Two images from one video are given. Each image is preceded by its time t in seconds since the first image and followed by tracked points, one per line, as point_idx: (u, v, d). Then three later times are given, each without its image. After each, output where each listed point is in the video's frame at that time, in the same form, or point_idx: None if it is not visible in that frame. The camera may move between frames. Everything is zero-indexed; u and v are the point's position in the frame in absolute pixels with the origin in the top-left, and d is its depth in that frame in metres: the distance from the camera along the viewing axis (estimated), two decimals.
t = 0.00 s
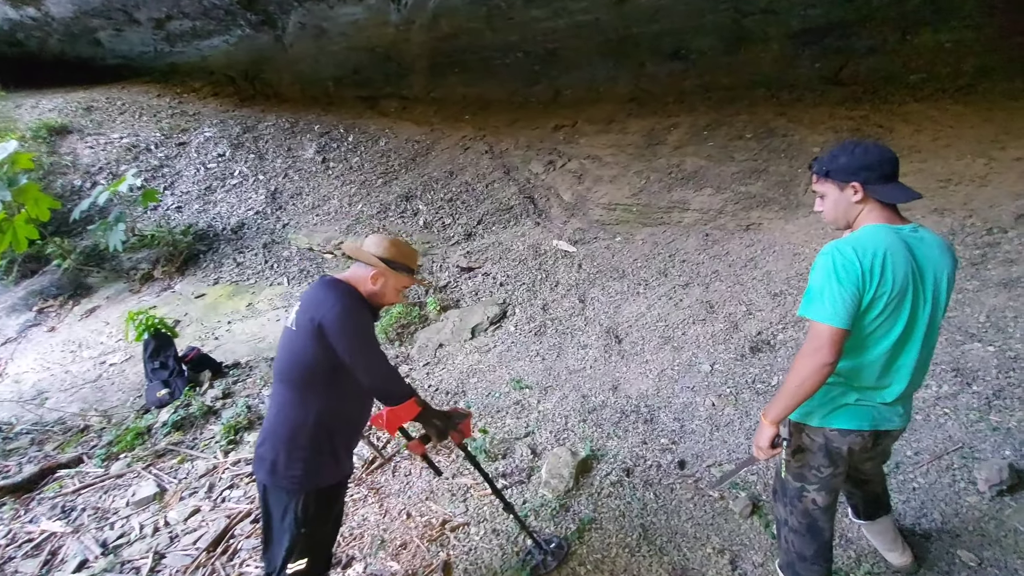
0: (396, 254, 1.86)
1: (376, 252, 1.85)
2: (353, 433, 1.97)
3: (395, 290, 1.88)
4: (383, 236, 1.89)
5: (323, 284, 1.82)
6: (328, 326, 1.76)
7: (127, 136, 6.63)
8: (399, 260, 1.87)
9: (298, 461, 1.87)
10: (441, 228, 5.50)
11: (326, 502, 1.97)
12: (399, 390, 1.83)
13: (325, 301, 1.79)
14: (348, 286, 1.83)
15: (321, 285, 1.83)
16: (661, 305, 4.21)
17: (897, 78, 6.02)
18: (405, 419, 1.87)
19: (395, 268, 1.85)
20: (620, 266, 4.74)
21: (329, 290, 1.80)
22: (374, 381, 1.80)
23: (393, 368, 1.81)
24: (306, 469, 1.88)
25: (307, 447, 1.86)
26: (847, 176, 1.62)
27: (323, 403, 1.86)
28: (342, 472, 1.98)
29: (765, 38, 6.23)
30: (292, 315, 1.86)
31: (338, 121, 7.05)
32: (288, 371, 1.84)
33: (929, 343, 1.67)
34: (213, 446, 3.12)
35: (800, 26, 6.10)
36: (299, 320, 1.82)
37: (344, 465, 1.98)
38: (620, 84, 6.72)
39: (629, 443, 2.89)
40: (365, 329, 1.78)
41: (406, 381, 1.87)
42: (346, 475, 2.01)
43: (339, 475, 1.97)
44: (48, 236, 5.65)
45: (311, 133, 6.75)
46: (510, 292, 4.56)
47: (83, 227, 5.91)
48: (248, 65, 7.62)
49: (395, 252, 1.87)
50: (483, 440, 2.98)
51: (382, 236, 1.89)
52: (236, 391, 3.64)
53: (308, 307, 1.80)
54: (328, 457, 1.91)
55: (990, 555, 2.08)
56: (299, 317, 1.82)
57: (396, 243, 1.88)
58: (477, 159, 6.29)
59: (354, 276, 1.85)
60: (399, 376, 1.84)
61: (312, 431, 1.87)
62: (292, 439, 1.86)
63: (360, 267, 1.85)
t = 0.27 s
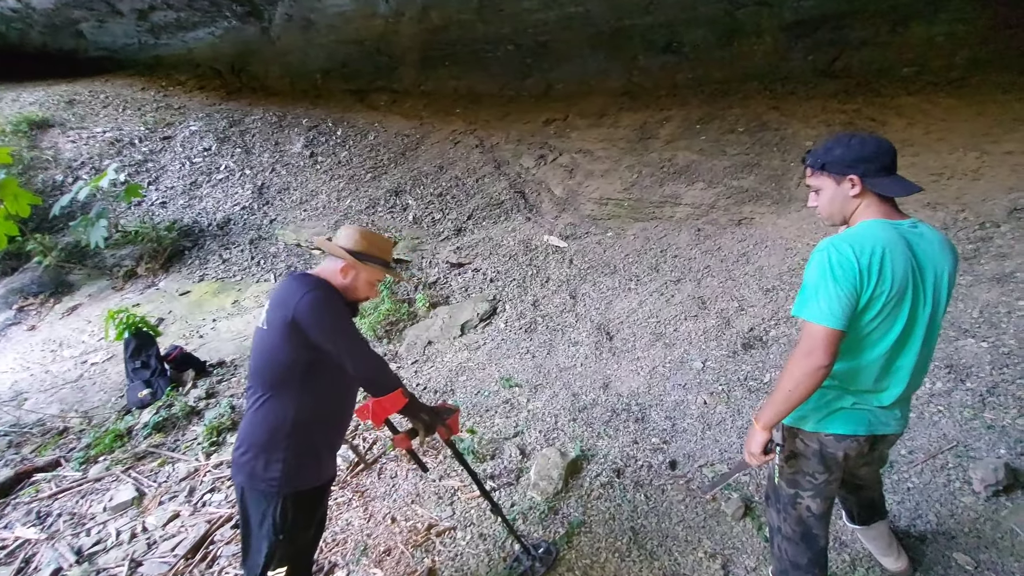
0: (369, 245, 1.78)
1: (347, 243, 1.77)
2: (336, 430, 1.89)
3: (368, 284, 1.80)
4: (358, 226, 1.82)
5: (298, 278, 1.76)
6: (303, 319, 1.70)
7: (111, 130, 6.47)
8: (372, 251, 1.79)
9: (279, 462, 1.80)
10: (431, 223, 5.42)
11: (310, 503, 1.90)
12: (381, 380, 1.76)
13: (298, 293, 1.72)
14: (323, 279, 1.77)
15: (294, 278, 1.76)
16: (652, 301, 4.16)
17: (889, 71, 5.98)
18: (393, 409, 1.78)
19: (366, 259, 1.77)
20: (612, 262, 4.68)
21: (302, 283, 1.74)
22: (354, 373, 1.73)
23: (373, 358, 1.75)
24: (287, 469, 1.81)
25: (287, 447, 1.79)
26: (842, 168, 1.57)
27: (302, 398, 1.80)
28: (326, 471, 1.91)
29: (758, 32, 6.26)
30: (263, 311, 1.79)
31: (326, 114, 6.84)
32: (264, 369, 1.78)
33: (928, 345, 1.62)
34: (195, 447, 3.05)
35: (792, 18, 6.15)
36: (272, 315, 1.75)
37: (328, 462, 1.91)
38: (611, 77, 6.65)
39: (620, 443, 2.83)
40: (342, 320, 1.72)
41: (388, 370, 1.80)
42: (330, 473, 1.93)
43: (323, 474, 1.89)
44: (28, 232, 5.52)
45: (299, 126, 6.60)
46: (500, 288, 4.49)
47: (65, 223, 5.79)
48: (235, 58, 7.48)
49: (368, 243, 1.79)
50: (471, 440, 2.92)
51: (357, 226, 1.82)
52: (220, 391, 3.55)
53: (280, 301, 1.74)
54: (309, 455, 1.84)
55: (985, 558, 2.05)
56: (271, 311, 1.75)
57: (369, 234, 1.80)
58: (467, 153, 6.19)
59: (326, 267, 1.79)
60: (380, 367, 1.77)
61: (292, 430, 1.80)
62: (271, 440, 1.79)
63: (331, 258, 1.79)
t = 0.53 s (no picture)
0: (351, 244, 1.74)
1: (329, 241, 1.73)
2: (319, 433, 1.86)
3: (350, 284, 1.77)
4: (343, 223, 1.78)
5: (279, 280, 1.73)
6: (281, 321, 1.67)
7: (96, 128, 6.39)
8: (355, 250, 1.74)
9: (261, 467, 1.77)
10: (422, 223, 5.39)
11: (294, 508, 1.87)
12: (364, 382, 1.72)
13: (276, 295, 1.70)
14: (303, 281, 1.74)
15: (274, 280, 1.73)
16: (644, 300, 4.15)
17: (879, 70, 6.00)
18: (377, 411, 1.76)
19: (347, 258, 1.73)
20: (603, 261, 4.67)
21: (281, 285, 1.71)
22: (334, 376, 1.69)
23: (355, 360, 1.71)
24: (269, 474, 1.78)
25: (268, 452, 1.76)
26: (831, 169, 1.55)
27: (283, 403, 1.77)
28: (310, 475, 1.88)
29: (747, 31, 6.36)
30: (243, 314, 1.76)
31: (317, 113, 6.76)
32: (244, 372, 1.75)
33: (918, 346, 1.61)
34: (180, 451, 3.06)
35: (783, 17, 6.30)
36: (251, 318, 1.72)
37: (313, 466, 1.88)
38: (603, 75, 6.63)
39: (610, 444, 2.82)
40: (321, 322, 1.68)
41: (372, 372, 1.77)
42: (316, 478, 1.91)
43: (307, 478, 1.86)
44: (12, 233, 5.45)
45: (289, 125, 6.54)
46: (491, 288, 4.47)
47: (51, 223, 5.72)
48: (224, 56, 7.41)
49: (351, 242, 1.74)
50: (461, 443, 2.89)
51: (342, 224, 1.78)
52: (207, 394, 3.52)
53: (260, 304, 1.71)
54: (293, 460, 1.81)
55: (975, 559, 2.04)
56: (251, 315, 1.73)
57: (351, 232, 1.75)
58: (459, 151, 6.16)
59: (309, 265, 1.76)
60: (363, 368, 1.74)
61: (273, 434, 1.77)
62: (253, 444, 1.77)
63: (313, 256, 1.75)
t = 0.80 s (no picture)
0: (347, 249, 1.75)
1: (325, 245, 1.75)
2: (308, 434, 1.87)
3: (344, 291, 1.78)
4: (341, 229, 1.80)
5: (269, 282, 1.73)
6: (271, 323, 1.67)
7: (86, 128, 6.35)
8: (350, 256, 1.76)
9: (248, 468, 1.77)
10: (414, 223, 5.39)
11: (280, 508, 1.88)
12: (353, 385, 1.73)
13: (267, 296, 1.69)
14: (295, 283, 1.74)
15: (264, 283, 1.73)
16: (635, 300, 4.16)
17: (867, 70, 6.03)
18: (369, 416, 1.79)
19: (342, 263, 1.74)
20: (595, 261, 4.68)
21: (271, 287, 1.70)
22: (323, 379, 1.69)
23: (344, 363, 1.71)
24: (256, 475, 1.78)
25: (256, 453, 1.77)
26: (812, 171, 1.56)
27: (272, 404, 1.77)
28: (297, 476, 1.88)
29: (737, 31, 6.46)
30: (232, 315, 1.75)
31: (310, 111, 6.77)
32: (233, 373, 1.75)
33: (899, 344, 1.63)
34: (170, 453, 3.07)
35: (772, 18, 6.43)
36: (241, 319, 1.72)
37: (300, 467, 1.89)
38: (595, 75, 6.64)
39: (601, 443, 2.83)
40: (311, 324, 1.68)
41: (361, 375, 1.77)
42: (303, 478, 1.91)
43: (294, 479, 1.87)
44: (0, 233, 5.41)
45: (280, 125, 6.51)
46: (483, 288, 4.47)
47: (39, 223, 5.68)
48: (216, 55, 7.38)
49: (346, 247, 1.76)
50: (452, 443, 2.90)
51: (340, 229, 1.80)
52: (197, 395, 3.52)
53: (250, 305, 1.71)
54: (280, 460, 1.81)
55: (959, 555, 2.06)
56: (240, 316, 1.72)
57: (349, 238, 1.77)
58: (451, 151, 6.15)
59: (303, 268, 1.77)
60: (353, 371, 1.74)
61: (261, 435, 1.77)
62: (240, 445, 1.77)
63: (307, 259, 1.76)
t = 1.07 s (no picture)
0: (341, 246, 1.74)
1: (318, 242, 1.74)
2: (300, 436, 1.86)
3: (338, 288, 1.76)
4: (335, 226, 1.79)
5: (263, 283, 1.72)
6: (266, 325, 1.66)
7: (77, 126, 6.31)
8: (344, 253, 1.74)
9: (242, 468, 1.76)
10: (409, 222, 5.38)
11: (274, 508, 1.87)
12: (347, 387, 1.72)
13: (261, 299, 1.69)
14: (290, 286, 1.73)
15: (259, 284, 1.72)
16: (630, 298, 4.17)
17: (861, 69, 6.04)
18: (359, 416, 1.79)
19: (335, 260, 1.73)
20: (590, 259, 4.68)
21: (266, 289, 1.70)
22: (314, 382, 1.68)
23: (337, 368, 1.70)
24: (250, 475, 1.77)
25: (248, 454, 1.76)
26: (804, 169, 1.56)
27: (266, 404, 1.77)
28: (291, 475, 1.88)
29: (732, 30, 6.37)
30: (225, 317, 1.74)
31: (304, 110, 6.75)
32: (227, 374, 1.74)
33: (893, 341, 1.63)
34: (163, 454, 3.07)
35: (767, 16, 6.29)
36: (235, 321, 1.71)
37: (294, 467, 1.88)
38: (590, 74, 6.63)
39: (596, 442, 2.83)
40: (304, 327, 1.68)
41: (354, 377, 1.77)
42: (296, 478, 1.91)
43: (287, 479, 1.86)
44: None
45: (274, 123, 6.48)
46: (479, 286, 4.46)
47: (31, 223, 5.65)
48: (209, 53, 7.34)
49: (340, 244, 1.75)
50: (447, 442, 2.90)
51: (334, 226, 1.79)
52: (190, 395, 3.51)
53: (244, 307, 1.70)
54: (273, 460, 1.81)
55: (952, 551, 2.07)
56: (235, 318, 1.71)
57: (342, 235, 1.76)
58: (446, 150, 6.14)
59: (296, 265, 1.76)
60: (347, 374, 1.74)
61: (253, 437, 1.77)
62: (234, 445, 1.76)
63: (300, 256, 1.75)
